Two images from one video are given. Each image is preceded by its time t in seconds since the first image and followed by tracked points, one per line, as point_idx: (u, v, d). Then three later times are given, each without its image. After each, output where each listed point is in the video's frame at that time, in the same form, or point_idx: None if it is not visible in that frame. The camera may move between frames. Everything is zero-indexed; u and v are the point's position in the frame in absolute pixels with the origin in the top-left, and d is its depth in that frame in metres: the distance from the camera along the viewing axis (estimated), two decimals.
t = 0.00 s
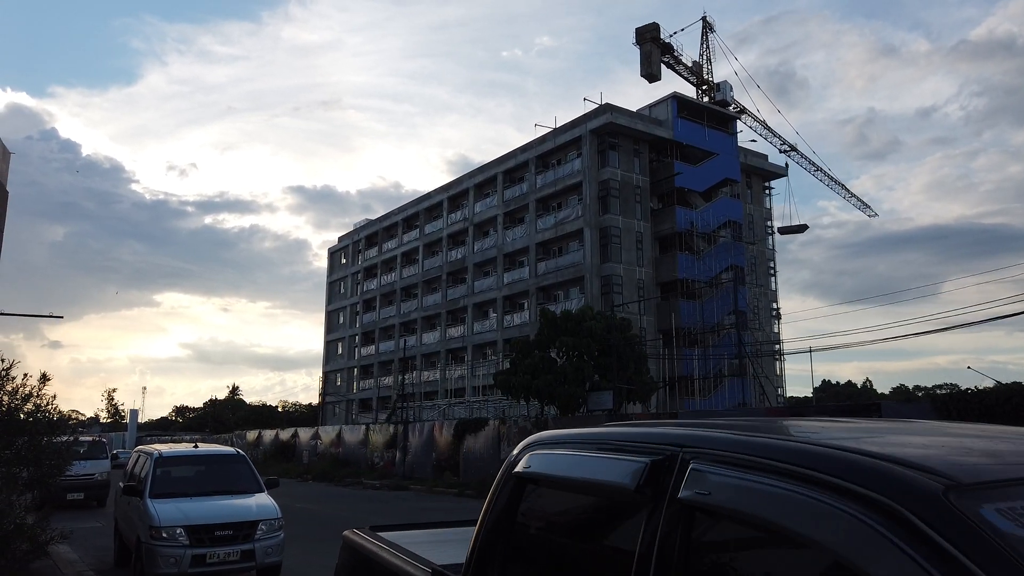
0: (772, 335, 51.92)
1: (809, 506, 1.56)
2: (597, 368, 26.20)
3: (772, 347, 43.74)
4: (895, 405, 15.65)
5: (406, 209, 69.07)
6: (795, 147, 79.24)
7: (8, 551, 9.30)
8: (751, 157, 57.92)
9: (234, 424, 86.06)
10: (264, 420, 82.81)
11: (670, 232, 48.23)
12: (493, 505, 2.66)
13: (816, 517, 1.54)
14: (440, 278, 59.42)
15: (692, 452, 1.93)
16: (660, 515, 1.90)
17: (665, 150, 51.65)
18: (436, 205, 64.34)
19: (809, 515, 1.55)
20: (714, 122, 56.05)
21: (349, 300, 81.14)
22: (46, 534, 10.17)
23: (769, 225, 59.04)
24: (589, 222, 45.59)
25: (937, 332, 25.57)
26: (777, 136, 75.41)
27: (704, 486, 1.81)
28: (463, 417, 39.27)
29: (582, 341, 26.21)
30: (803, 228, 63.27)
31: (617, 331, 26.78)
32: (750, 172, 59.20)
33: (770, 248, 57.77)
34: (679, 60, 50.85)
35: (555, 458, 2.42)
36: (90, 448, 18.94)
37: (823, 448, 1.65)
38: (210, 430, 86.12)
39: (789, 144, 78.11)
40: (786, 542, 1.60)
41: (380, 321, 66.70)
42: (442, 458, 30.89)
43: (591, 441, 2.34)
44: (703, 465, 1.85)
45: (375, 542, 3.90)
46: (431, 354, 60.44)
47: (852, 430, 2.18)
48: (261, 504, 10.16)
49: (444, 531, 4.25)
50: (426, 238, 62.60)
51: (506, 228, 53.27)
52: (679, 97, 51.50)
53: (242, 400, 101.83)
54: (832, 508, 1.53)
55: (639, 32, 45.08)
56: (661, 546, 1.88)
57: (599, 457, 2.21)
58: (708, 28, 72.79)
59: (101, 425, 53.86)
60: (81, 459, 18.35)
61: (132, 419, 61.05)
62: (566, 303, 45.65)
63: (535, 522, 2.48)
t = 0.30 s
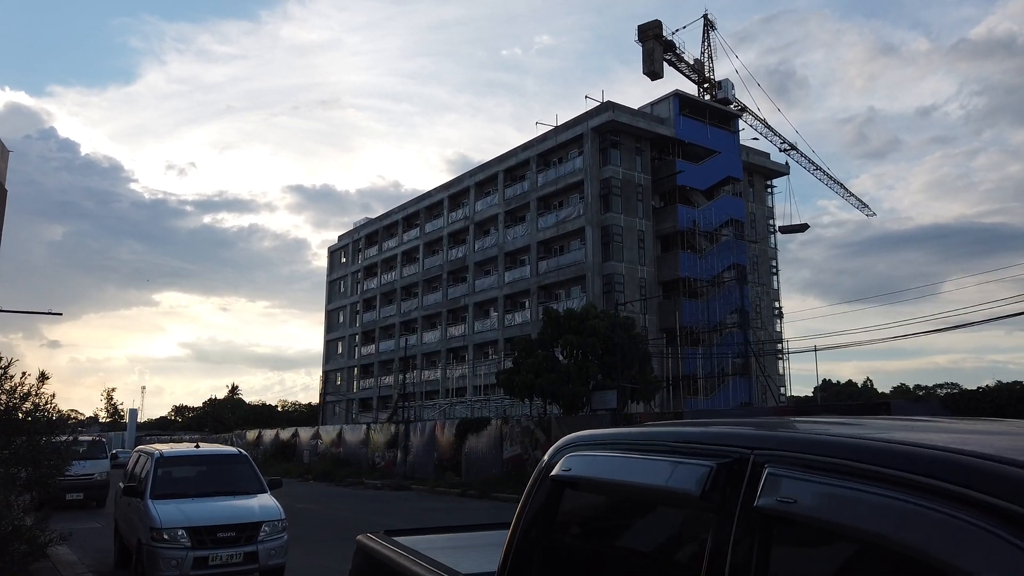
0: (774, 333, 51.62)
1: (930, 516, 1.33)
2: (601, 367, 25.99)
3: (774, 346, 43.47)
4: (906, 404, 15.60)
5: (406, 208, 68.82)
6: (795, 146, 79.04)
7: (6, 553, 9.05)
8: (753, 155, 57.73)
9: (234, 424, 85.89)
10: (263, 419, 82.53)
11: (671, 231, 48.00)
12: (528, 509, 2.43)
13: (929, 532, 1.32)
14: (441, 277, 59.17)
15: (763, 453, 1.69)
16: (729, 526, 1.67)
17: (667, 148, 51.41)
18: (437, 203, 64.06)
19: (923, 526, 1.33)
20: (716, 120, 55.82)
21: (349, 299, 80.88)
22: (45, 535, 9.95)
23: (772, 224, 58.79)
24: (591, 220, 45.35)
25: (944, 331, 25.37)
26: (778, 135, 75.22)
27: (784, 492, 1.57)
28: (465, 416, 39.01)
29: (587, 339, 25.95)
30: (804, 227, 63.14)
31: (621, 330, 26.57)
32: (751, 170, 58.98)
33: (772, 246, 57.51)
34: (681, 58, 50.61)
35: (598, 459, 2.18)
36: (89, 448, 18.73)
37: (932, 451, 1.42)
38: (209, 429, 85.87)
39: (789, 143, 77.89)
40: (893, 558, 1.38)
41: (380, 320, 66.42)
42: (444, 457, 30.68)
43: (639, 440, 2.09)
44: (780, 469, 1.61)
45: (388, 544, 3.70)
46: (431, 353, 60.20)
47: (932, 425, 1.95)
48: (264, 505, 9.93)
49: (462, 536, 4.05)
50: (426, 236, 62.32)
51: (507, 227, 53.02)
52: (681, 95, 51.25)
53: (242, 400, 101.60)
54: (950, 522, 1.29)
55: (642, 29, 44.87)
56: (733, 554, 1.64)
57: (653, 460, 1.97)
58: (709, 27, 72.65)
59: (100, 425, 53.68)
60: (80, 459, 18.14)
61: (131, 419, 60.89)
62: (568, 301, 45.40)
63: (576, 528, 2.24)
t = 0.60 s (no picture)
0: (775, 333, 51.51)
1: None
2: (604, 367, 25.91)
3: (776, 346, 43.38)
4: (911, 404, 15.76)
5: (406, 207, 68.68)
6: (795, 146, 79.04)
7: (6, 556, 8.92)
8: (753, 155, 57.67)
9: (233, 424, 85.68)
10: (262, 420, 82.33)
11: (672, 231, 47.90)
12: (579, 513, 2.31)
13: None
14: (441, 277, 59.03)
15: (858, 458, 1.57)
16: (830, 537, 1.55)
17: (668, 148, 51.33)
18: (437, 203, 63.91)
19: None
20: (717, 120, 55.72)
21: (349, 299, 80.75)
22: (46, 536, 9.83)
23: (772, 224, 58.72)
24: (592, 220, 45.22)
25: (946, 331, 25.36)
26: (777, 135, 75.20)
27: (895, 502, 1.45)
28: (465, 416, 38.88)
29: (589, 338, 25.89)
30: (803, 227, 63.19)
31: (624, 329, 26.50)
32: (752, 170, 58.92)
33: (773, 246, 57.42)
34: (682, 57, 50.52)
35: (660, 463, 2.05)
36: (89, 448, 18.60)
37: None
38: (208, 430, 85.72)
39: (788, 144, 77.87)
40: None
41: (380, 320, 66.30)
42: (445, 457, 30.55)
43: (704, 444, 1.97)
44: (885, 479, 1.49)
45: (408, 549, 3.61)
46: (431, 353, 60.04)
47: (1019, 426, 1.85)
48: (269, 507, 9.81)
49: (483, 542, 3.94)
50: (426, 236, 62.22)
51: (507, 226, 52.91)
52: (682, 94, 51.17)
53: (241, 400, 101.37)
54: None
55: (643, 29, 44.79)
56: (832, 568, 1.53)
57: (726, 465, 1.83)
58: (709, 27, 72.61)
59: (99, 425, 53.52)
60: (80, 460, 18.00)
61: (130, 419, 60.76)
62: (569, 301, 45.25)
63: (637, 537, 2.12)
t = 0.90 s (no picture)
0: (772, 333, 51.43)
1: None
2: (603, 367, 25.78)
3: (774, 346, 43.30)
4: (915, 405, 15.80)
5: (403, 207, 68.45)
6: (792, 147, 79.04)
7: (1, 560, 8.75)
8: (751, 156, 57.60)
9: (228, 424, 85.37)
10: (258, 420, 82.03)
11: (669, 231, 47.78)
12: (623, 524, 2.14)
13: None
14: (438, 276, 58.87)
15: (959, 467, 1.41)
16: (931, 556, 1.38)
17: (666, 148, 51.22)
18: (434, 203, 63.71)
19: None
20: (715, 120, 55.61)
21: (345, 299, 80.49)
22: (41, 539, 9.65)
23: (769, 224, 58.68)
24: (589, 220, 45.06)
25: (946, 332, 25.32)
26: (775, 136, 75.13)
27: (1010, 518, 1.29)
28: (463, 417, 38.70)
29: (588, 339, 25.78)
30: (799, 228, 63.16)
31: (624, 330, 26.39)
32: (749, 171, 58.85)
33: (770, 247, 57.37)
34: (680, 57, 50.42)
35: (716, 470, 1.88)
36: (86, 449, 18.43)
37: None
38: (203, 430, 85.37)
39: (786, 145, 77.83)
40: None
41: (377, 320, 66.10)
42: (443, 458, 30.37)
43: (766, 450, 1.80)
44: (996, 492, 1.32)
45: (424, 557, 3.44)
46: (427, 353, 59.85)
47: None
48: (269, 509, 9.63)
49: (500, 550, 3.78)
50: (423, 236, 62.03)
51: (504, 226, 52.71)
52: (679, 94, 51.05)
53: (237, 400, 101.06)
54: None
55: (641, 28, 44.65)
56: None
57: (799, 475, 1.66)
58: (707, 28, 72.51)
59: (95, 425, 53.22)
60: (76, 461, 17.80)
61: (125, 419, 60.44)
62: (566, 302, 45.10)
63: (694, 552, 1.96)
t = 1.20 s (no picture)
0: (769, 333, 51.31)
1: None
2: (603, 366, 25.66)
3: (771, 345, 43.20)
4: (918, 403, 15.82)
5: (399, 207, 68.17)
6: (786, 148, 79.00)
7: None
8: (747, 156, 57.56)
9: (222, 425, 85.04)
10: (253, 421, 81.63)
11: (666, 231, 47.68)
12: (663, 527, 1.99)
13: None
14: (434, 276, 58.67)
15: None
16: None
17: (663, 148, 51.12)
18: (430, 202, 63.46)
19: None
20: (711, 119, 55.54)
21: (341, 300, 80.21)
22: (35, 541, 9.45)
23: (766, 224, 58.61)
24: (586, 220, 44.89)
25: (946, 331, 25.18)
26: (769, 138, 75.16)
27: None
28: (459, 417, 38.53)
29: (586, 338, 25.62)
30: (793, 228, 63.31)
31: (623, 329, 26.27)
32: (746, 170, 58.83)
33: (767, 247, 57.30)
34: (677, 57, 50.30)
35: (774, 470, 1.75)
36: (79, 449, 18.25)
37: None
38: (197, 430, 84.99)
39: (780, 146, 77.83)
40: None
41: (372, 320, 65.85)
42: (440, 459, 30.19)
43: (836, 446, 1.66)
44: None
45: (437, 559, 3.30)
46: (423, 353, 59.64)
47: None
48: (267, 510, 9.46)
49: (514, 555, 3.62)
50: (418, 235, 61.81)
51: (501, 226, 52.53)
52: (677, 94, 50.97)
53: (231, 401, 100.65)
54: None
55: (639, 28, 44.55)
56: None
57: (879, 474, 1.54)
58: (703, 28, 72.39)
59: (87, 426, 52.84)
60: (69, 461, 17.60)
61: (119, 420, 60.07)
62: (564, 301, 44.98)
63: (745, 556, 1.84)
